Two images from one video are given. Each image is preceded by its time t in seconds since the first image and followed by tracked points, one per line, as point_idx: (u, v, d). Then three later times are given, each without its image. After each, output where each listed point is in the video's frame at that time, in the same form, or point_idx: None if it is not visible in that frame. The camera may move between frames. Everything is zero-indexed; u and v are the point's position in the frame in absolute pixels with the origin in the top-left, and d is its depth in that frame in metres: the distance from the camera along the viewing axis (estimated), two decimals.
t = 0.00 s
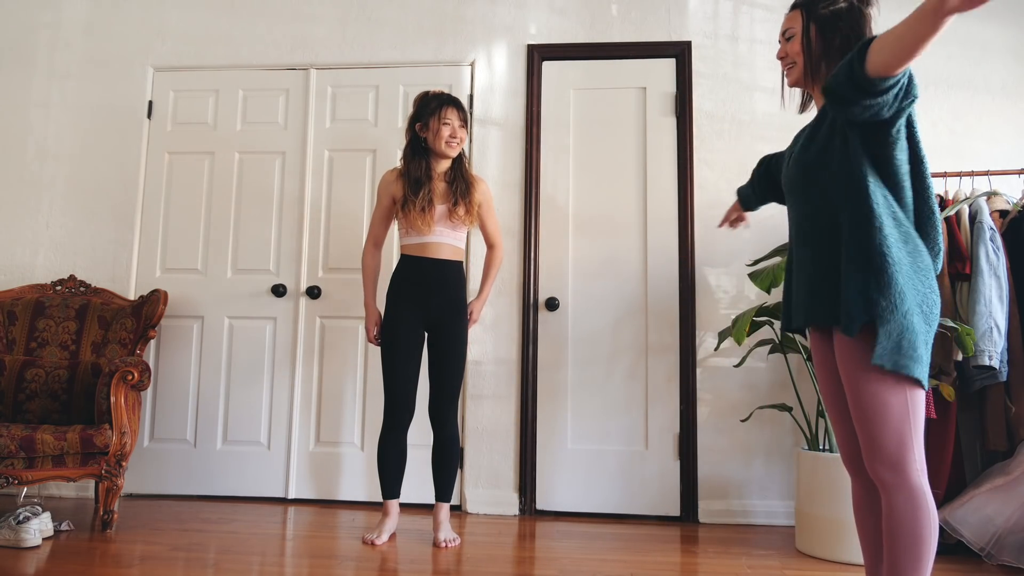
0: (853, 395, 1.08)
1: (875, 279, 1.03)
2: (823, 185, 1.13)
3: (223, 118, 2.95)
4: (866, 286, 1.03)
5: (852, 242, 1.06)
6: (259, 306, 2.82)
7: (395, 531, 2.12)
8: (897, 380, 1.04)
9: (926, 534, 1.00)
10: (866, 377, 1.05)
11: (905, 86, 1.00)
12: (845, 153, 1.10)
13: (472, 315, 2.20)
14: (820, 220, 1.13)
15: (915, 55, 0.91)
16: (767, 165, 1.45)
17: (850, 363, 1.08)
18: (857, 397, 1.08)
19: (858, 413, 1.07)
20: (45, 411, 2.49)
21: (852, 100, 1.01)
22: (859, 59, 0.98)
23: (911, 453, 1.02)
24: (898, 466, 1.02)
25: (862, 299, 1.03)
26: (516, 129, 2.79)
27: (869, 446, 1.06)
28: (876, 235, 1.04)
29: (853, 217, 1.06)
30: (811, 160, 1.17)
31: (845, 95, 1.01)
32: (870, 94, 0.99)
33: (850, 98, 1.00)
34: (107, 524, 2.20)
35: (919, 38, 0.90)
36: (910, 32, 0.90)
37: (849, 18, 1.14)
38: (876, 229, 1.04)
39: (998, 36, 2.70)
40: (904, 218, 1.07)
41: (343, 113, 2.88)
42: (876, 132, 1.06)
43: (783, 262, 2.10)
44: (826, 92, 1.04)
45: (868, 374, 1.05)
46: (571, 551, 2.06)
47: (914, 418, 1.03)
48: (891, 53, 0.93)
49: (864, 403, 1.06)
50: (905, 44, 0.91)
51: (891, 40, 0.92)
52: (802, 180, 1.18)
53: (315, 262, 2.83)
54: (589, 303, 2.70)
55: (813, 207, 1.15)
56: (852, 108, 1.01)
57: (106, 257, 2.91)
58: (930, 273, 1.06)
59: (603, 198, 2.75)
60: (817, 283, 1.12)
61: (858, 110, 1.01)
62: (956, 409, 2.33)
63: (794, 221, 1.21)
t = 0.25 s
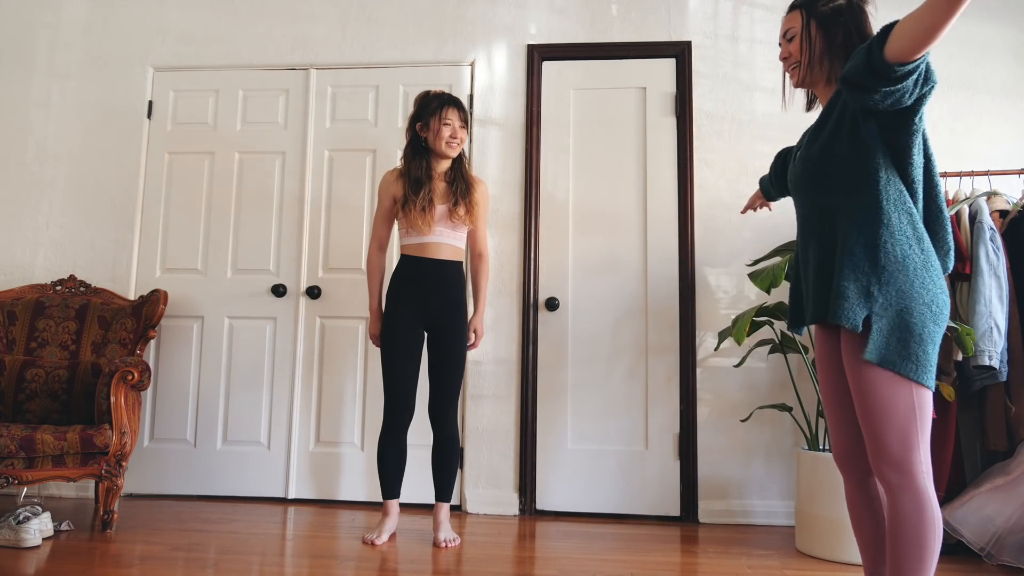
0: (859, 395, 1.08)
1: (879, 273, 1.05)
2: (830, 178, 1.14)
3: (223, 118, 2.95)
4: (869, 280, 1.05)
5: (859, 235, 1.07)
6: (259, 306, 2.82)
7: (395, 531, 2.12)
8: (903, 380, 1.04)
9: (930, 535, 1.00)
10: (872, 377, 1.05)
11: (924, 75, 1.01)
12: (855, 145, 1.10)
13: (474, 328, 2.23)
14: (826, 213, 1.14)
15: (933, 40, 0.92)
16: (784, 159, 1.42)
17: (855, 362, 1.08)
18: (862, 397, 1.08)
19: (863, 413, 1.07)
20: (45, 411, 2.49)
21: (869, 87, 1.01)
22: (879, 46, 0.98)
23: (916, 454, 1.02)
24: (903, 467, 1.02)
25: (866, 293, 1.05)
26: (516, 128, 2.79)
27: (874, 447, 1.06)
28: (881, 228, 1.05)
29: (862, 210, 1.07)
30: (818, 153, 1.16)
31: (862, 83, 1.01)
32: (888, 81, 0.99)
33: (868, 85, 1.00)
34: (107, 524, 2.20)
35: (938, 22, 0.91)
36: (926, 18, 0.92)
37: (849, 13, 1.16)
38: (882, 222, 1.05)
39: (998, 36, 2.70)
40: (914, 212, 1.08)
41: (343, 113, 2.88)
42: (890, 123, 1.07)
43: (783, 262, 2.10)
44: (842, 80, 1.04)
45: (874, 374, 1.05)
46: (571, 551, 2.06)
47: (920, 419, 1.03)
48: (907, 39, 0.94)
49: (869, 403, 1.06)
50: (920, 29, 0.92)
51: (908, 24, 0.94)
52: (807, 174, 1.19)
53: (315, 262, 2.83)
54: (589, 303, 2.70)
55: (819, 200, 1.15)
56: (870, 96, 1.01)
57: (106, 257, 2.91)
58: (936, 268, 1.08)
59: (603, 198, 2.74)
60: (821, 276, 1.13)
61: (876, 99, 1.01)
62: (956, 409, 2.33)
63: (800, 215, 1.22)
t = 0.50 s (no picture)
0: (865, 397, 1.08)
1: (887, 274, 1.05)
2: (840, 179, 1.13)
3: (223, 118, 2.95)
4: (876, 281, 1.05)
5: (869, 235, 1.07)
6: (259, 306, 2.82)
7: (395, 531, 2.12)
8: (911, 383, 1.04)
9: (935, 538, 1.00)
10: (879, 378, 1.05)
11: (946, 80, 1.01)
12: (868, 147, 1.10)
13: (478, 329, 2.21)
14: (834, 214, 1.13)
15: (954, 41, 0.93)
16: (790, 167, 1.46)
17: (862, 362, 1.08)
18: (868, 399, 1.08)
19: (869, 415, 1.07)
20: (45, 411, 2.49)
21: (890, 89, 1.01)
22: (902, 48, 0.99)
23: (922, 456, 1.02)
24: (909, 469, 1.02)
25: (873, 293, 1.05)
26: (516, 128, 2.79)
27: (880, 449, 1.06)
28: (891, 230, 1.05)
29: (872, 211, 1.07)
30: (830, 155, 1.16)
31: (883, 84, 1.02)
32: (910, 83, 0.99)
33: (890, 87, 1.01)
34: (107, 524, 2.20)
35: (960, 23, 0.92)
36: (949, 18, 0.93)
37: (866, 18, 1.16)
38: (893, 223, 1.05)
39: (998, 36, 2.70)
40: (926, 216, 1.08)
41: (343, 114, 2.88)
42: (907, 127, 1.07)
43: (784, 262, 2.10)
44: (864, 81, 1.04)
45: (881, 375, 1.05)
46: (570, 551, 2.06)
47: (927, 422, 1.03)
48: (928, 39, 0.95)
49: (876, 404, 1.06)
50: (941, 29, 0.93)
51: (930, 25, 0.95)
52: (817, 176, 1.18)
53: (315, 262, 2.83)
54: (589, 303, 2.70)
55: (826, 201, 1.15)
56: (891, 97, 1.01)
57: (106, 257, 2.91)
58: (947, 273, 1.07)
59: (603, 198, 2.75)
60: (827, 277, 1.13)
61: (897, 101, 1.01)
62: (956, 409, 2.33)
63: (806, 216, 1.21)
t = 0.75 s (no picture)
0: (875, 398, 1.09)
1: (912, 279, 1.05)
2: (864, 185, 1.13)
3: (223, 118, 2.95)
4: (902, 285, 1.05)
5: (893, 241, 1.07)
6: (259, 305, 2.82)
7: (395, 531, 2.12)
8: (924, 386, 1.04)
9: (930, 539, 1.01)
10: (890, 379, 1.06)
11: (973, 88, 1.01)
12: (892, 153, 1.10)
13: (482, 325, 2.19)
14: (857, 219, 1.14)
15: (984, 48, 0.94)
16: (801, 173, 1.54)
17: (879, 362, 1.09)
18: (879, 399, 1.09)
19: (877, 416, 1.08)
20: (45, 411, 2.49)
21: (919, 96, 1.01)
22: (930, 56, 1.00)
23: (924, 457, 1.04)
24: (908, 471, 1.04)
25: (898, 297, 1.05)
26: (516, 128, 2.79)
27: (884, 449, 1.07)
28: (916, 236, 1.05)
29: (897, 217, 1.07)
30: (852, 160, 1.16)
31: (911, 92, 1.02)
32: (938, 90, 1.00)
33: (918, 93, 1.01)
34: (107, 524, 2.20)
35: (990, 31, 0.93)
36: (979, 25, 0.94)
37: (879, 28, 1.19)
38: (917, 230, 1.06)
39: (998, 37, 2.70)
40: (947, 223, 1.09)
41: (343, 113, 2.88)
42: (930, 134, 1.08)
43: (784, 262, 2.10)
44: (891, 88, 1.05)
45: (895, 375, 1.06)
46: (570, 551, 2.06)
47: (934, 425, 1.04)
48: (957, 45, 0.96)
49: (885, 405, 1.07)
50: (973, 35, 0.94)
51: (959, 31, 0.96)
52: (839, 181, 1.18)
53: (315, 262, 2.83)
54: (589, 304, 2.70)
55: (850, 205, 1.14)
56: (919, 105, 1.02)
57: (106, 257, 2.91)
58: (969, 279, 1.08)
59: (603, 198, 2.75)
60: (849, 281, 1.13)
61: (925, 108, 1.02)
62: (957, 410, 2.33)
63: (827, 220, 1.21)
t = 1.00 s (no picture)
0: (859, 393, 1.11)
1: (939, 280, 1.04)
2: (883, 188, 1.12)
3: (223, 118, 2.95)
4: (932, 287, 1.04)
5: (918, 244, 1.06)
6: (259, 305, 2.82)
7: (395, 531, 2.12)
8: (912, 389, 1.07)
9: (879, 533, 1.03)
10: (881, 376, 1.08)
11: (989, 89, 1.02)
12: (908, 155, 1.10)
13: (469, 325, 2.18)
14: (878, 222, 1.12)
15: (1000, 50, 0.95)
16: (812, 174, 1.52)
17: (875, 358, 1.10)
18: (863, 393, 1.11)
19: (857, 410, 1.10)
20: (45, 411, 2.48)
21: (937, 99, 1.02)
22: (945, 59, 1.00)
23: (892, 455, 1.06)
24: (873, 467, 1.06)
25: (928, 300, 1.04)
26: (515, 128, 2.79)
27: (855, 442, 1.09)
28: (939, 237, 1.05)
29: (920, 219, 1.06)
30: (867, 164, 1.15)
31: (929, 95, 1.02)
32: (956, 93, 1.00)
33: (935, 97, 1.01)
34: (107, 524, 2.19)
35: (1006, 31, 0.94)
36: (994, 27, 0.94)
37: (892, 32, 1.19)
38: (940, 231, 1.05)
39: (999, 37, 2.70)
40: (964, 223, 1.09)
41: (343, 113, 2.88)
42: (947, 137, 1.08)
43: (783, 262, 2.10)
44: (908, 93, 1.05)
45: (887, 373, 1.08)
46: (570, 551, 2.06)
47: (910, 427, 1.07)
48: (973, 48, 0.96)
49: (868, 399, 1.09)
50: (988, 37, 0.94)
51: (973, 35, 0.96)
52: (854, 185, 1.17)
53: (314, 262, 2.82)
54: (589, 304, 2.70)
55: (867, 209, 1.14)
56: (938, 107, 1.02)
57: (106, 257, 2.91)
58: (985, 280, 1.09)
59: (602, 198, 2.75)
60: (876, 285, 1.11)
61: (943, 110, 1.02)
62: (956, 410, 2.33)
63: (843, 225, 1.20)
